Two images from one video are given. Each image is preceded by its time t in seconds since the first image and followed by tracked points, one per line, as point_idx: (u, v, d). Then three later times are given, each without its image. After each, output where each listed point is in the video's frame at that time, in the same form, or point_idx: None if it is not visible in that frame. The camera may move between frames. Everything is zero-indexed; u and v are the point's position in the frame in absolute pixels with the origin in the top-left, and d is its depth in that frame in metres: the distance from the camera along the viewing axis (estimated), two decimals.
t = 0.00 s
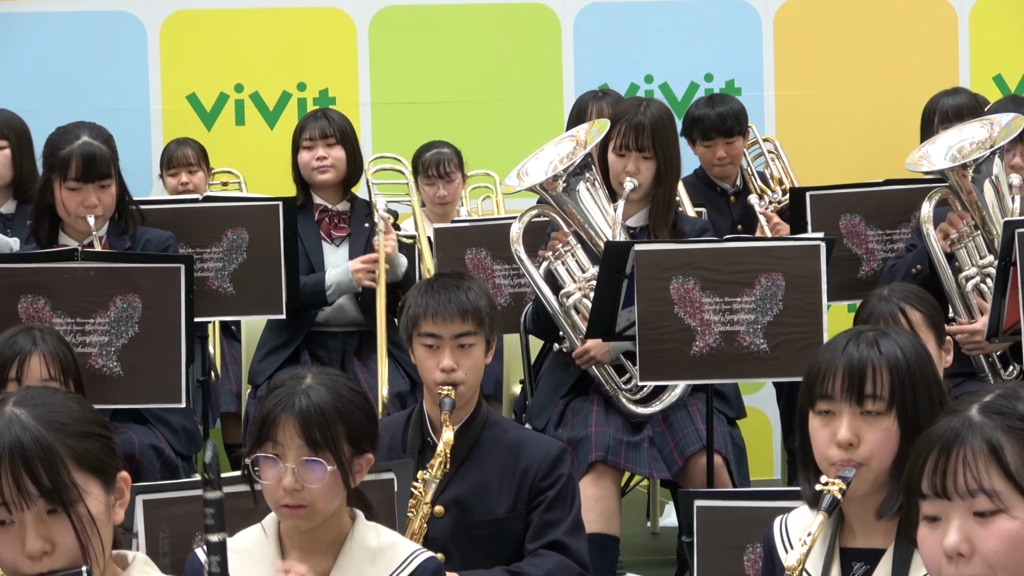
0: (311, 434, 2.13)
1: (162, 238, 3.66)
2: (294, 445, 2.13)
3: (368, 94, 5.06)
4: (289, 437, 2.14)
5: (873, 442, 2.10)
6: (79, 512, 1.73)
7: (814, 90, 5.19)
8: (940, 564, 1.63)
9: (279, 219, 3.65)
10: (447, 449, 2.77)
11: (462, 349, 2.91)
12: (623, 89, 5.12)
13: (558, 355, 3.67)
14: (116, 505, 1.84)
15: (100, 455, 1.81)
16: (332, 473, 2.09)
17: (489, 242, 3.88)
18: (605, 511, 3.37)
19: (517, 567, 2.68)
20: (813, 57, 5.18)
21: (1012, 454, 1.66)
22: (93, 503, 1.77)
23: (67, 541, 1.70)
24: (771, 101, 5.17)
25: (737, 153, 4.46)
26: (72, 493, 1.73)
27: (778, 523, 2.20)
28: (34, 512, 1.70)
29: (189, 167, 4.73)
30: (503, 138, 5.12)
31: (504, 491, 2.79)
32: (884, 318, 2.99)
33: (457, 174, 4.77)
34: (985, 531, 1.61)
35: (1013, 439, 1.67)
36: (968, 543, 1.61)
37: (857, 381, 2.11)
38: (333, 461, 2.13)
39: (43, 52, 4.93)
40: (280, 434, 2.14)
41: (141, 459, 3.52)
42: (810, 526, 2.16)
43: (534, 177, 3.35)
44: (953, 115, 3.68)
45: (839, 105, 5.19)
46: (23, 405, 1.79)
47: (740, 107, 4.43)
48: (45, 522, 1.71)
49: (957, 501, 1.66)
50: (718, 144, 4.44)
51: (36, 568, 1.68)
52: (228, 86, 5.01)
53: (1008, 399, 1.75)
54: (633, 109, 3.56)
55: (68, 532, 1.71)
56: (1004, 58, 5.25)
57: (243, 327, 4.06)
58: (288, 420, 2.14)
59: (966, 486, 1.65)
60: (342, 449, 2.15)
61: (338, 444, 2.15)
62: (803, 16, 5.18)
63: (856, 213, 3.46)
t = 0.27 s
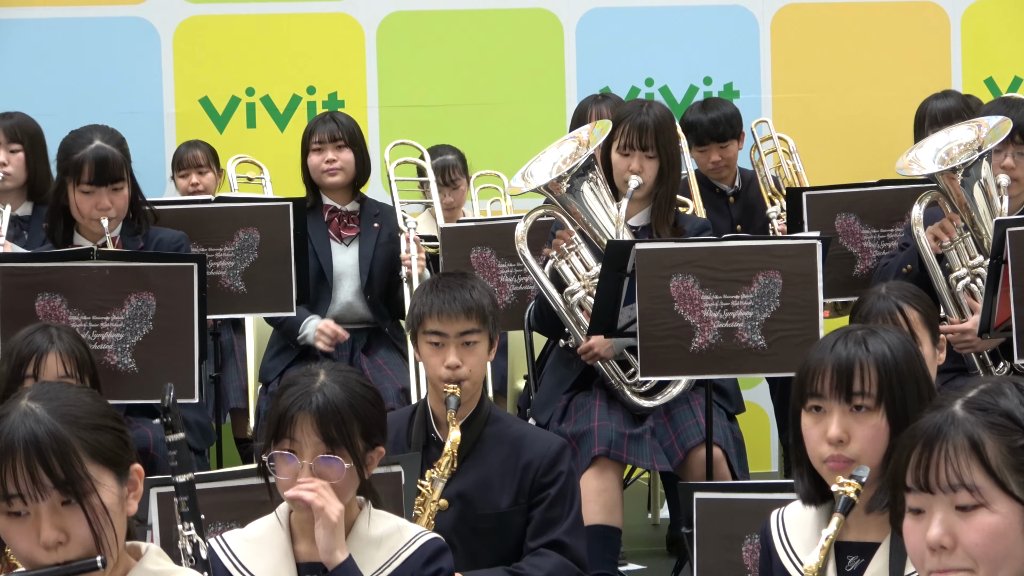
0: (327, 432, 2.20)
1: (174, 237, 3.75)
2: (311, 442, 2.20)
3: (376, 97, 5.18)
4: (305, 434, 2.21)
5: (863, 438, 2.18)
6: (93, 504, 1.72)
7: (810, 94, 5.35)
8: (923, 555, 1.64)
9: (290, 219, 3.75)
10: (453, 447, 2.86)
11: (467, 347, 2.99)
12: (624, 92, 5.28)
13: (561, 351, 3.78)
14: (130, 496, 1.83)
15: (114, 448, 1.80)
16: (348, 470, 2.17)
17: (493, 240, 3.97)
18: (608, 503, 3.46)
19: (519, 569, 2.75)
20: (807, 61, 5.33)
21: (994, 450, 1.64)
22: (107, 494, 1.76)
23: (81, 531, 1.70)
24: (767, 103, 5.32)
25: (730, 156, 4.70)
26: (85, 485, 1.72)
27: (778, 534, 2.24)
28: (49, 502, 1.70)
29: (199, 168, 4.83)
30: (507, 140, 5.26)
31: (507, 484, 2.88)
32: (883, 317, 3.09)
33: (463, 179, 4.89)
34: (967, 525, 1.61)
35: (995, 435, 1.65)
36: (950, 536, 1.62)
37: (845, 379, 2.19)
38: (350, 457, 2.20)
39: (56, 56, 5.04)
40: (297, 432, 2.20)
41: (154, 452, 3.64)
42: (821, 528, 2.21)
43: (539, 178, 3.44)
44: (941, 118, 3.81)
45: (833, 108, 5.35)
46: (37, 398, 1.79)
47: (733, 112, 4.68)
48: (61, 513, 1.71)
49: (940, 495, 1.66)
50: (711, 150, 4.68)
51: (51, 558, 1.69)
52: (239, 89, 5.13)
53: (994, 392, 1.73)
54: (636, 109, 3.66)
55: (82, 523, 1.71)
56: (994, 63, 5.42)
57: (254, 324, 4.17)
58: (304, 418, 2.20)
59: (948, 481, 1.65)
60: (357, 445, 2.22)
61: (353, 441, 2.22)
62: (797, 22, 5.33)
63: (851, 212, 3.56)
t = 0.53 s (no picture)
0: (338, 426, 2.30)
1: (186, 238, 3.86)
2: (322, 436, 2.29)
3: (384, 100, 5.31)
4: (317, 429, 2.30)
5: (853, 437, 2.26)
6: (105, 496, 1.75)
7: (806, 96, 5.49)
8: (911, 549, 1.64)
9: (301, 219, 3.86)
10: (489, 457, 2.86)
11: (475, 342, 3.08)
12: (626, 95, 5.42)
13: (566, 349, 3.87)
14: (142, 488, 1.86)
15: (126, 441, 1.82)
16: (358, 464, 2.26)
17: (499, 241, 4.06)
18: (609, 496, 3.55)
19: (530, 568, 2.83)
20: (803, 64, 5.48)
21: (981, 447, 1.64)
22: (120, 486, 1.79)
23: (94, 522, 1.73)
24: (766, 105, 5.46)
25: (727, 160, 4.82)
26: (98, 477, 1.75)
27: (777, 537, 2.32)
28: (62, 493, 1.73)
29: (211, 169, 4.93)
30: (513, 143, 5.40)
31: (512, 479, 2.96)
32: (879, 315, 3.17)
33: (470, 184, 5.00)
34: (954, 519, 1.61)
35: (981, 432, 1.65)
36: (938, 530, 1.62)
37: (834, 380, 2.28)
38: (359, 451, 2.30)
39: (70, 60, 5.16)
40: (309, 426, 2.30)
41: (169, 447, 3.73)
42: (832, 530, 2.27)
43: (544, 182, 3.54)
44: (934, 121, 3.92)
45: (828, 112, 5.49)
46: (51, 392, 1.82)
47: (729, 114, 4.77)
48: (74, 504, 1.74)
49: (928, 490, 1.65)
50: (708, 153, 4.81)
51: (64, 548, 1.72)
52: (251, 93, 5.26)
53: (980, 389, 1.73)
54: (639, 112, 3.74)
55: (94, 514, 1.74)
56: (987, 67, 5.58)
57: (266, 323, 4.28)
58: (316, 413, 2.30)
59: (936, 476, 1.65)
60: (367, 440, 2.31)
61: (363, 435, 2.31)
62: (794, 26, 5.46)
63: (847, 213, 3.65)
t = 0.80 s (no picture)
0: (354, 414, 2.37)
1: (197, 238, 3.95)
2: (337, 422, 2.37)
3: (392, 104, 5.43)
4: (332, 414, 2.37)
5: (845, 434, 2.35)
6: (117, 491, 1.83)
7: (802, 99, 5.61)
8: (906, 539, 1.67)
9: (310, 220, 3.94)
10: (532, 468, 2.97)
11: (470, 338, 3.14)
12: (628, 98, 5.55)
13: (568, 347, 3.94)
14: (152, 481, 1.95)
15: (136, 437, 1.90)
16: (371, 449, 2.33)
17: (504, 241, 4.15)
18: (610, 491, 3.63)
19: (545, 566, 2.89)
20: (800, 68, 5.61)
21: (977, 440, 1.67)
22: (131, 480, 1.87)
23: (105, 517, 1.82)
24: (765, 109, 5.58)
25: (727, 162, 4.90)
26: (109, 472, 1.83)
27: (773, 532, 2.41)
28: (75, 489, 1.81)
29: (225, 170, 5.02)
30: (518, 146, 5.51)
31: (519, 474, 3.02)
32: (876, 315, 3.24)
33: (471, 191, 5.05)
34: (949, 509, 1.64)
35: (976, 425, 1.67)
36: (933, 520, 1.65)
37: (826, 379, 2.36)
38: (372, 438, 2.38)
39: (83, 63, 5.28)
40: (325, 411, 2.37)
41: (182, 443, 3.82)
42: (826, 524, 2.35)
43: (551, 181, 3.62)
44: (930, 123, 4.00)
45: (824, 115, 5.61)
46: (64, 389, 1.89)
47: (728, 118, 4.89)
48: (86, 499, 1.82)
49: (924, 481, 1.68)
50: (708, 157, 4.89)
51: (77, 542, 1.81)
52: (262, 97, 5.38)
53: (975, 384, 1.75)
54: (641, 115, 3.83)
55: (105, 509, 1.82)
56: (979, 69, 5.68)
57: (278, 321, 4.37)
58: (333, 399, 2.37)
59: (932, 467, 1.67)
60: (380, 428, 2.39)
61: (376, 424, 2.39)
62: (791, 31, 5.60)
63: (844, 214, 3.74)
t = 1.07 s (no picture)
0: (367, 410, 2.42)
1: (207, 239, 4.02)
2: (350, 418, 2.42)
3: (398, 106, 5.49)
4: (346, 409, 2.42)
5: (843, 431, 2.41)
6: (126, 487, 1.88)
7: (801, 102, 5.68)
8: (905, 527, 1.73)
9: (317, 221, 4.01)
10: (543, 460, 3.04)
11: (463, 341, 3.18)
12: (630, 101, 5.61)
13: (570, 346, 4.01)
14: (163, 478, 2.00)
15: (147, 434, 1.96)
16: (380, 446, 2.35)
17: (508, 242, 4.21)
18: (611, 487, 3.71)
19: (553, 562, 2.95)
20: (800, 71, 5.67)
21: (979, 432, 1.73)
22: (141, 476, 1.92)
23: (115, 513, 1.86)
24: (765, 112, 5.65)
25: (731, 165, 4.98)
26: (119, 469, 1.88)
27: (772, 533, 2.46)
28: (85, 486, 1.86)
29: (235, 171, 5.10)
30: (521, 148, 5.57)
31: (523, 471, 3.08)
32: (876, 315, 3.31)
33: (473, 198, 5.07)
34: (949, 498, 1.71)
35: (978, 417, 1.74)
36: (933, 508, 1.71)
37: (824, 378, 2.41)
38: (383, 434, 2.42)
39: (92, 66, 5.36)
40: (339, 405, 2.42)
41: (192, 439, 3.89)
42: (820, 518, 2.41)
43: (561, 180, 3.68)
44: (930, 125, 4.05)
45: (823, 118, 5.68)
46: (76, 388, 1.95)
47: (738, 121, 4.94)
48: (96, 495, 1.87)
49: (925, 470, 1.75)
50: (712, 159, 4.96)
51: (88, 537, 1.85)
52: (270, 100, 5.45)
53: (976, 379, 1.82)
54: (645, 118, 3.92)
55: (116, 505, 1.87)
56: (976, 72, 5.73)
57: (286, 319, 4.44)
58: (348, 395, 2.42)
59: (935, 457, 1.74)
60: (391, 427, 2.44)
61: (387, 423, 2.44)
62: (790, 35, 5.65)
63: (843, 215, 3.80)
